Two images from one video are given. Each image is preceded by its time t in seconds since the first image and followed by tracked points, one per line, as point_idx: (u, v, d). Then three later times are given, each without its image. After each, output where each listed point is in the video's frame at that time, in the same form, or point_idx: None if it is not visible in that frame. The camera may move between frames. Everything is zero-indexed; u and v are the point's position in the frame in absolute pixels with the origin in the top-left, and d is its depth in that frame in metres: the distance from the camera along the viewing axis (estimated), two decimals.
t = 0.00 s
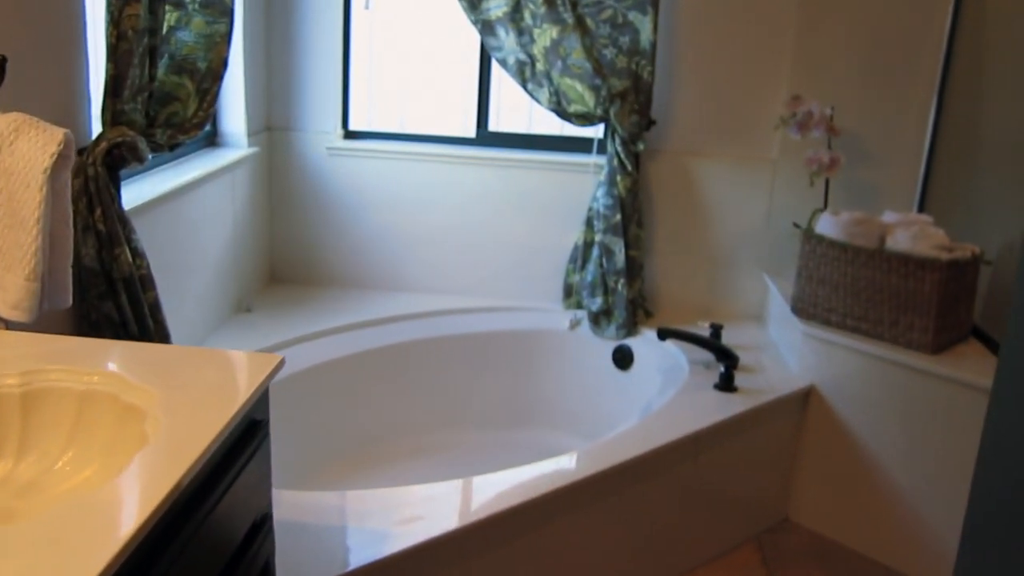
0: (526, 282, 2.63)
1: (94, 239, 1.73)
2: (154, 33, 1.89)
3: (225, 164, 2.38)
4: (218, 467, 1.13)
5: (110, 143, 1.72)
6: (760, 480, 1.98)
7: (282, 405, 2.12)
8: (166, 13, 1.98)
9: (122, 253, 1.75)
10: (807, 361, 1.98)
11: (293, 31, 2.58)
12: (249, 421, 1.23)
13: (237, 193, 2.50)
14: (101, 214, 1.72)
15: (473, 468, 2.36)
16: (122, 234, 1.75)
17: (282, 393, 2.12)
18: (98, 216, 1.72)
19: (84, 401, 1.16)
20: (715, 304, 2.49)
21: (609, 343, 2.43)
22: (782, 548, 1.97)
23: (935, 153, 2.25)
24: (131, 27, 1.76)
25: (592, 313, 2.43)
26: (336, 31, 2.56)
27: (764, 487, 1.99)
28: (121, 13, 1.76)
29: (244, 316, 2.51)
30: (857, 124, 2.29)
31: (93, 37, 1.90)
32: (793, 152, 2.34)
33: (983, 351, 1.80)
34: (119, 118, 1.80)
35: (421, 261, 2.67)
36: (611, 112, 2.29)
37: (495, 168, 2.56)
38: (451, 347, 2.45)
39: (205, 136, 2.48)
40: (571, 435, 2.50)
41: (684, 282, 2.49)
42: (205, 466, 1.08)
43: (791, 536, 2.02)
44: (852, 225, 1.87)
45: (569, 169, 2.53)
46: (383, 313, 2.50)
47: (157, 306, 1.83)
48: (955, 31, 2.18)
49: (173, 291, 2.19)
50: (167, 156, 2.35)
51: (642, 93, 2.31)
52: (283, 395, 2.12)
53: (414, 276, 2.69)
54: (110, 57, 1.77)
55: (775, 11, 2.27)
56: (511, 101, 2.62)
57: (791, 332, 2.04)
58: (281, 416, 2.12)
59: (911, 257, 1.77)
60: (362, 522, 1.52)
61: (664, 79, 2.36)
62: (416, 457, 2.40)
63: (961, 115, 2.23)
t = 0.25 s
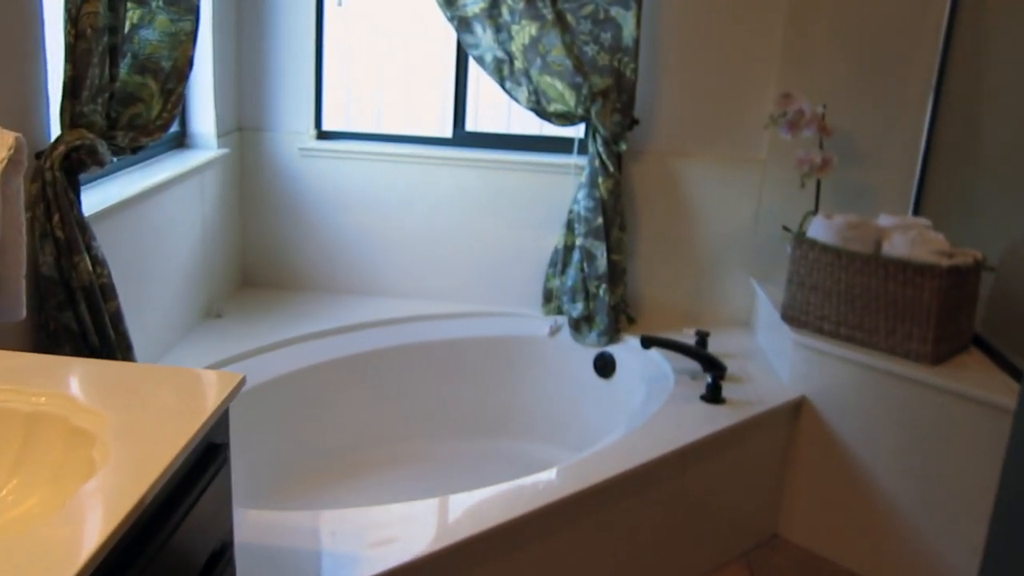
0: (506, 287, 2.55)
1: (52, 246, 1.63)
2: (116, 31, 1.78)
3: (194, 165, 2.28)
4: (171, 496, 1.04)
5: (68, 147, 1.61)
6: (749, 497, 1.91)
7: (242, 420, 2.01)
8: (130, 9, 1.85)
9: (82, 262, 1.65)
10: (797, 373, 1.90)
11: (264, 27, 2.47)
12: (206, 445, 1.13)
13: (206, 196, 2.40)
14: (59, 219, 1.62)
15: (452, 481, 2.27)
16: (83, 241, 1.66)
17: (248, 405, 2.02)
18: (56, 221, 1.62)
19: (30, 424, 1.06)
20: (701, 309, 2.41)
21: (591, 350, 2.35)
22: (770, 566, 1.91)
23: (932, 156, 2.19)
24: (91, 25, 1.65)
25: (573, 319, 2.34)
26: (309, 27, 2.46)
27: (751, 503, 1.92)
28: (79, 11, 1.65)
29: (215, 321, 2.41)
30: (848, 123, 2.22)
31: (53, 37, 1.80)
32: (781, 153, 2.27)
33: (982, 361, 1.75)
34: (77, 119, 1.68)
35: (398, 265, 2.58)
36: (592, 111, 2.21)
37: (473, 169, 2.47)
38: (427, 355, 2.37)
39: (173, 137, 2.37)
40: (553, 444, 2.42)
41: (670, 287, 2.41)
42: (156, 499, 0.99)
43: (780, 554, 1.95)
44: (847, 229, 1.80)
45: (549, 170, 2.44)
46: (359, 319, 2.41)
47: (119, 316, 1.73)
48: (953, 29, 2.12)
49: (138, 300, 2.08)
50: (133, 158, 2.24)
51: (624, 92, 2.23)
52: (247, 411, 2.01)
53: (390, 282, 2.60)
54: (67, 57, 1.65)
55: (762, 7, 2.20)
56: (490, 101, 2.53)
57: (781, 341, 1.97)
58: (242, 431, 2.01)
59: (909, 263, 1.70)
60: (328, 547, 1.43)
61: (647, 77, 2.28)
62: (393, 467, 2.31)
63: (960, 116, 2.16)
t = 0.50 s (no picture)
0: (486, 291, 2.46)
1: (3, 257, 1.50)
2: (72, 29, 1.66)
3: (162, 167, 2.16)
4: (123, 527, 0.97)
5: (19, 152, 1.50)
6: (739, 511, 1.83)
7: (198, 437, 1.90)
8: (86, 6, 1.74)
9: (36, 272, 1.52)
10: (790, 384, 1.82)
11: (233, 23, 2.37)
12: (157, 478, 1.05)
13: (176, 196, 2.26)
14: (9, 228, 1.50)
15: (429, 495, 2.19)
16: (37, 250, 1.53)
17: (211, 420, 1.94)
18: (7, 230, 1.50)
19: None
20: (687, 313, 2.34)
21: (572, 357, 2.27)
22: None
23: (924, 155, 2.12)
24: (42, 24, 1.54)
25: (554, 325, 2.26)
26: (280, 23, 2.37)
27: (741, 518, 1.84)
28: (29, 8, 1.53)
29: (185, 328, 2.27)
30: (838, 121, 2.14)
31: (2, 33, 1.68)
32: (769, 152, 2.19)
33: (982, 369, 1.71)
34: (29, 122, 1.56)
35: (373, 270, 2.48)
36: (571, 110, 2.13)
37: (451, 171, 2.38)
38: (404, 365, 2.29)
39: (140, 139, 2.25)
40: (535, 453, 2.34)
41: (655, 291, 2.33)
42: (104, 531, 0.94)
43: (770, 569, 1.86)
44: (840, 233, 1.72)
45: (528, 171, 2.36)
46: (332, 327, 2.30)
47: (76, 328, 1.58)
48: (946, 21, 2.04)
49: (103, 309, 1.95)
50: (96, 161, 2.12)
51: (606, 90, 2.15)
52: (201, 428, 1.91)
53: (365, 287, 2.50)
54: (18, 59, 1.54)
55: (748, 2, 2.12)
56: (468, 100, 2.44)
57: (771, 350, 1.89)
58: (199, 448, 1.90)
59: (907, 269, 1.63)
60: None
61: (629, 75, 2.20)
62: (367, 480, 2.22)
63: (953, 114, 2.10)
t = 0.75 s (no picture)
0: (462, 296, 2.40)
1: None
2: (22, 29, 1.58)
3: (129, 170, 2.07)
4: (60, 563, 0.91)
5: None
6: (723, 524, 1.77)
7: (151, 452, 1.80)
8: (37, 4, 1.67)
9: None
10: (775, 393, 1.77)
11: (201, 21, 2.30)
12: (99, 509, 0.98)
13: (144, 200, 2.18)
14: None
15: (407, 507, 2.12)
16: None
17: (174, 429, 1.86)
18: None
19: None
20: (667, 318, 2.29)
21: (551, 364, 2.22)
22: None
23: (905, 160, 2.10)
24: None
25: (533, 331, 2.20)
26: (250, 22, 2.30)
27: (725, 531, 1.78)
28: None
29: (156, 336, 2.17)
30: (821, 122, 2.10)
31: None
32: (751, 154, 2.15)
33: (966, 379, 1.66)
34: None
35: (346, 275, 2.42)
36: (548, 111, 2.07)
37: (427, 174, 2.32)
38: (380, 373, 2.22)
39: (104, 141, 2.17)
40: (512, 462, 2.28)
41: (636, 295, 2.28)
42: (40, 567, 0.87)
43: None
44: (821, 238, 1.68)
45: (506, 174, 2.30)
46: (302, 335, 2.22)
47: (29, 342, 1.50)
48: (927, 22, 2.02)
49: (69, 319, 1.85)
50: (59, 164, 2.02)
51: (583, 91, 2.10)
52: (158, 439, 1.81)
53: (339, 293, 2.44)
54: None
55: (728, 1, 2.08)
56: (444, 101, 2.38)
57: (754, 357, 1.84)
58: (155, 460, 1.81)
59: (890, 276, 1.59)
60: None
61: (607, 76, 2.15)
62: (339, 492, 2.15)
63: (934, 118, 2.08)
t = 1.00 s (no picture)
0: (432, 301, 2.34)
1: None
2: None
3: (79, 175, 1.98)
4: None
5: None
6: (702, 538, 1.72)
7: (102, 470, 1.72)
8: None
9: None
10: (752, 402, 1.73)
11: (157, 20, 2.22)
12: (25, 553, 0.95)
13: (97, 207, 2.09)
14: None
15: (376, 522, 2.05)
16: None
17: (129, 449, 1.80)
18: None
19: None
20: (641, 324, 2.24)
21: (525, 371, 2.16)
22: None
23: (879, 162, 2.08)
24: None
25: (505, 338, 2.14)
26: (208, 21, 2.22)
27: (703, 545, 1.74)
28: None
29: (111, 348, 2.08)
30: (795, 122, 2.06)
31: None
32: (725, 156, 2.10)
33: (944, 387, 1.59)
34: None
35: (312, 281, 2.35)
36: (519, 113, 2.02)
37: (394, 177, 2.26)
38: (347, 383, 2.16)
39: (54, 145, 2.08)
40: (484, 472, 2.23)
41: (609, 300, 2.23)
42: None
43: None
44: (797, 243, 1.63)
45: (475, 177, 2.24)
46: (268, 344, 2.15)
47: None
48: (901, 22, 1.99)
49: (16, 333, 1.76)
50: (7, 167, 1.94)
51: (554, 92, 2.04)
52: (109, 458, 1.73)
53: (305, 300, 2.37)
54: None
55: None
56: (411, 102, 2.31)
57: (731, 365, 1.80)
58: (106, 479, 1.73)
59: (868, 282, 1.55)
60: None
61: (579, 76, 2.10)
62: (305, 507, 2.08)
63: (907, 119, 2.06)
